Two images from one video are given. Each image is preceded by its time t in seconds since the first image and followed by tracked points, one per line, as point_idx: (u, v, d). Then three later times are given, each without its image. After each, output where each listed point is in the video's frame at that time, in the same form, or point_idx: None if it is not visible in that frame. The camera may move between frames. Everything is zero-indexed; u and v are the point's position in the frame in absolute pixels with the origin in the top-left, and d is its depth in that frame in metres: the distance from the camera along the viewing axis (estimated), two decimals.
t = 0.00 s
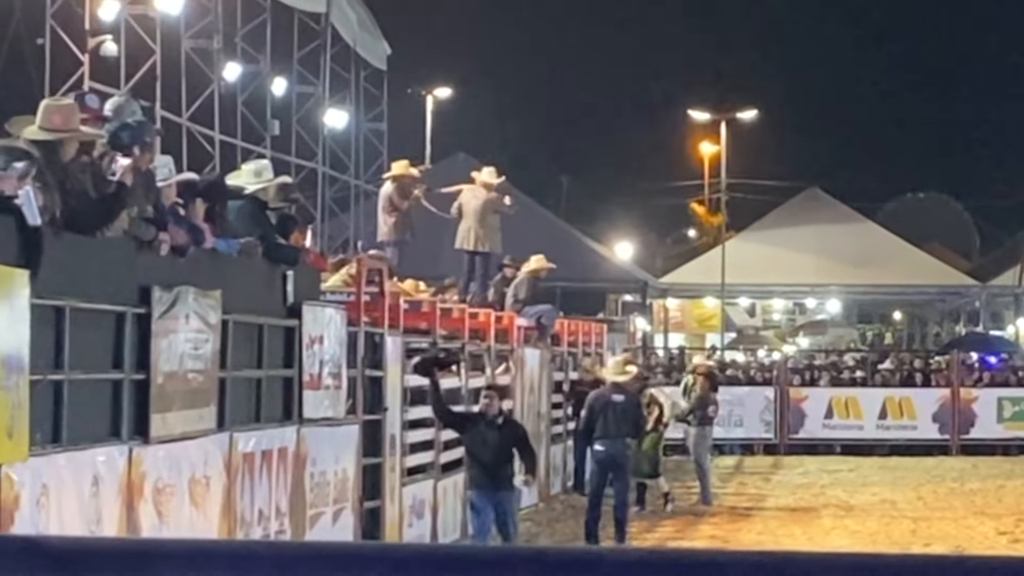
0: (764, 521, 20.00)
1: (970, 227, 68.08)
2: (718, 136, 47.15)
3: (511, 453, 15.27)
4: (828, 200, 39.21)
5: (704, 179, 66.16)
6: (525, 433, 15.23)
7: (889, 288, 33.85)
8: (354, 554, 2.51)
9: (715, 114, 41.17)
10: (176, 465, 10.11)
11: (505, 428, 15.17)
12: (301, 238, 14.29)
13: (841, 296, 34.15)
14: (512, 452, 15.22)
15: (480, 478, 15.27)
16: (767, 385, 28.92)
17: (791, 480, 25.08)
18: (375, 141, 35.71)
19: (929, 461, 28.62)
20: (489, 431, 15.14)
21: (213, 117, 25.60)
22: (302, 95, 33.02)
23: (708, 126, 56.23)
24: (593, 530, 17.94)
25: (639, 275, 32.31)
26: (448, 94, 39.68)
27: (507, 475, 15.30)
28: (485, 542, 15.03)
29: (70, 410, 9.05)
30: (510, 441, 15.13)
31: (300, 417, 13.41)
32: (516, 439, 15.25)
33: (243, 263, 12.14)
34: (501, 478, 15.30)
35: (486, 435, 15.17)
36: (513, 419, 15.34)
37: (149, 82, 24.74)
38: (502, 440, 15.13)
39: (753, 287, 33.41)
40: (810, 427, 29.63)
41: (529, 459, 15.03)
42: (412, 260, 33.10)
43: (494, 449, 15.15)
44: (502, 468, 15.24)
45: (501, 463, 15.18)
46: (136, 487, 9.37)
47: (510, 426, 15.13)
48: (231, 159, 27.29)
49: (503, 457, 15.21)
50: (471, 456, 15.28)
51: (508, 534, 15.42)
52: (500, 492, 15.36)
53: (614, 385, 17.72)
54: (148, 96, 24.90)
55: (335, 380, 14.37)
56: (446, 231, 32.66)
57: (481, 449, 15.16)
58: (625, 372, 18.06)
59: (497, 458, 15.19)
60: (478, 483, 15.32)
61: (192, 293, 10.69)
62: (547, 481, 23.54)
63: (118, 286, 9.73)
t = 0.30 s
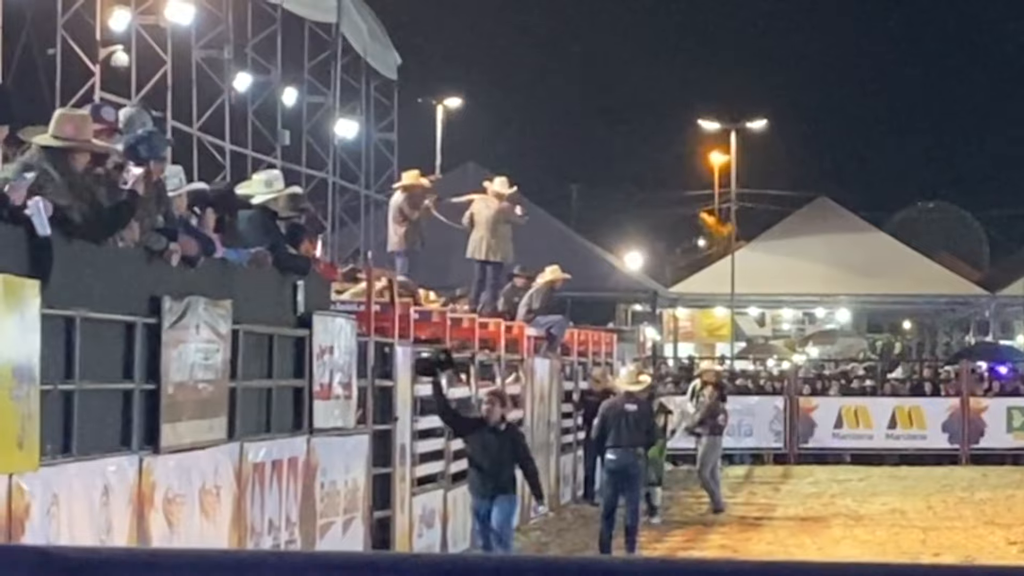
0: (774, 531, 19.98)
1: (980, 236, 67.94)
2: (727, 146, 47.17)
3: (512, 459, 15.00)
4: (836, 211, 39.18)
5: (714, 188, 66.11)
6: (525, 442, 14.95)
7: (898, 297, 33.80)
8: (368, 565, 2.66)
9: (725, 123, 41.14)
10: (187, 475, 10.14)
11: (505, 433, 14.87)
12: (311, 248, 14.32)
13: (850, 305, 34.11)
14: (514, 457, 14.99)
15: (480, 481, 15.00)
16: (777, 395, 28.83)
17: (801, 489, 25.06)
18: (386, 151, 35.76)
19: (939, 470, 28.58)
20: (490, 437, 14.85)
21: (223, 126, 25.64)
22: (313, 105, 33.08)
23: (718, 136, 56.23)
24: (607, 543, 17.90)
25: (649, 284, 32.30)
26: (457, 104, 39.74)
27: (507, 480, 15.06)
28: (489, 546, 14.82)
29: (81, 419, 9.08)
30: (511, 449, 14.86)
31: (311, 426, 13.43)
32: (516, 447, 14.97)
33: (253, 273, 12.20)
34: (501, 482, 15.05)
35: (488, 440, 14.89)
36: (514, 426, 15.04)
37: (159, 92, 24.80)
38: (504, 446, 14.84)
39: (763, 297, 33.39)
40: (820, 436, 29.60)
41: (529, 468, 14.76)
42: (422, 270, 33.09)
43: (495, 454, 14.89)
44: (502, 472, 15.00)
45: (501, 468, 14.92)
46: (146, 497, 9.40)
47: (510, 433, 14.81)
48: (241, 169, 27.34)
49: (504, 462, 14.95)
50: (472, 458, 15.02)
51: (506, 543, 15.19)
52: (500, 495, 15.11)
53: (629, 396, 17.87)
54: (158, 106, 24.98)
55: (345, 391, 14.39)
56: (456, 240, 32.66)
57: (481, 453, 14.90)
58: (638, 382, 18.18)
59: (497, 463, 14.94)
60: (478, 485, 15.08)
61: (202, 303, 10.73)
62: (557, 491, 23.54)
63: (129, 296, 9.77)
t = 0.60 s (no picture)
0: (784, 540, 19.97)
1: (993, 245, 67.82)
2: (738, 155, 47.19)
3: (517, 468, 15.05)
4: (847, 220, 39.18)
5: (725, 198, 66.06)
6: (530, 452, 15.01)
7: (909, 306, 33.77)
8: None
9: (736, 133, 41.14)
10: (198, 484, 10.19)
11: (511, 441, 14.92)
12: (323, 258, 14.35)
13: (860, 315, 34.08)
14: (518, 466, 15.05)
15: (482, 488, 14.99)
16: (787, 404, 28.73)
17: (812, 498, 25.03)
18: (397, 161, 35.80)
19: (950, 479, 28.56)
20: (497, 443, 14.88)
21: (234, 136, 25.68)
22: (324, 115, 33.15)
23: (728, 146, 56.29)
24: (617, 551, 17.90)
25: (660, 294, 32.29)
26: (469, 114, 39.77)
27: (510, 487, 15.07)
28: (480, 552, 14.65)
29: (92, 429, 9.11)
30: (516, 457, 14.92)
31: (322, 435, 13.47)
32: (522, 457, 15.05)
33: (265, 282, 12.25)
34: (503, 490, 15.06)
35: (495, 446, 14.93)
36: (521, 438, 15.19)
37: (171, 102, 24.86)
38: (510, 453, 14.90)
39: (773, 306, 33.39)
40: (830, 445, 29.59)
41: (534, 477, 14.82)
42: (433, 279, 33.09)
43: (499, 460, 14.94)
44: (504, 478, 15.00)
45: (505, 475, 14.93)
46: (158, 506, 9.44)
47: (515, 440, 14.87)
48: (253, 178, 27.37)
49: (508, 470, 15.00)
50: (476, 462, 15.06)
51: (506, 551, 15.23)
52: (500, 504, 15.08)
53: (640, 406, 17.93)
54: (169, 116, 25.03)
55: (356, 400, 14.43)
56: (468, 249, 32.67)
57: (486, 458, 14.97)
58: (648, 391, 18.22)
59: (500, 469, 14.96)
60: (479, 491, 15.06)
61: (214, 312, 10.77)
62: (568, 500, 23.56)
63: (141, 306, 9.80)
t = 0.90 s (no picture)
0: (795, 548, 19.96)
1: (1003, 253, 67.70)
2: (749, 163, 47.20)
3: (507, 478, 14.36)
4: (858, 227, 39.15)
5: (735, 206, 66.00)
6: (523, 463, 14.29)
7: (920, 314, 33.73)
8: None
9: (746, 141, 41.11)
10: (209, 492, 10.22)
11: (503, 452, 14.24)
12: (334, 266, 14.39)
13: (871, 323, 34.04)
14: (507, 477, 14.35)
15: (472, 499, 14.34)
16: (798, 411, 28.70)
17: (823, 506, 24.98)
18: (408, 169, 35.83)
19: (961, 487, 28.53)
20: (488, 454, 14.25)
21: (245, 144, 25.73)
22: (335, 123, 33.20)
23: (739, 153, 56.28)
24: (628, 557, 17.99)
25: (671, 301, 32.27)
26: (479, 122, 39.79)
27: (503, 499, 14.38)
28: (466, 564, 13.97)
29: (104, 437, 9.14)
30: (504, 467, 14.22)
31: (333, 444, 13.49)
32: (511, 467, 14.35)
33: (276, 291, 12.29)
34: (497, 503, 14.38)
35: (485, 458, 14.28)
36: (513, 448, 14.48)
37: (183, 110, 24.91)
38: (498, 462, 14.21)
39: (784, 313, 33.36)
40: (841, 453, 29.56)
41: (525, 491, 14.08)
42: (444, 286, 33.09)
43: (489, 471, 14.31)
44: (496, 490, 14.34)
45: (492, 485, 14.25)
46: (169, 513, 9.47)
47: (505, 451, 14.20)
48: (263, 187, 27.41)
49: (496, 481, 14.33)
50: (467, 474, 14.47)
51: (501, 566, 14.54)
52: (494, 517, 14.44)
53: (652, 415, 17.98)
54: (180, 125, 25.09)
55: (367, 408, 14.45)
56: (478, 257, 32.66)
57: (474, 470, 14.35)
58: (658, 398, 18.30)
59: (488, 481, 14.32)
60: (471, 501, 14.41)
61: (225, 320, 10.80)
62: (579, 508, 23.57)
63: (152, 314, 9.83)
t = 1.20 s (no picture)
0: (804, 555, 19.98)
1: (1012, 260, 67.64)
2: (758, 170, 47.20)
3: (497, 482, 14.25)
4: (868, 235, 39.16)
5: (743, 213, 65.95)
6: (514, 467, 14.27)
7: (930, 321, 33.72)
8: None
9: (755, 148, 41.11)
10: (219, 499, 10.26)
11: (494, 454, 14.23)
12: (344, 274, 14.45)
13: (881, 330, 34.03)
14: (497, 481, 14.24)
15: (461, 498, 14.14)
16: (807, 418, 28.68)
17: (832, 513, 24.95)
18: (418, 176, 35.87)
19: (970, 494, 28.50)
20: (479, 455, 14.21)
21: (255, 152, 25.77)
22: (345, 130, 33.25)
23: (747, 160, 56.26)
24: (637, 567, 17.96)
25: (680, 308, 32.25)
26: (488, 129, 39.83)
27: (490, 501, 14.21)
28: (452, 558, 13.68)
29: (115, 445, 9.18)
30: (497, 468, 14.13)
31: (342, 451, 13.52)
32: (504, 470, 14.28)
33: (287, 298, 12.34)
34: (483, 505, 14.18)
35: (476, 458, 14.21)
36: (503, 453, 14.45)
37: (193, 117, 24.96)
38: (491, 464, 14.12)
39: (793, 320, 33.35)
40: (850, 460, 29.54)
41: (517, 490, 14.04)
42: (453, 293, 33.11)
43: (478, 472, 14.18)
44: (484, 491, 14.17)
45: (483, 485, 14.10)
46: (179, 520, 9.51)
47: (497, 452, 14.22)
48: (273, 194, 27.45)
49: (487, 483, 14.19)
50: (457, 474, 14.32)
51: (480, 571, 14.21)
52: (479, 519, 14.21)
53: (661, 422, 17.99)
54: (190, 133, 25.14)
55: (377, 415, 14.47)
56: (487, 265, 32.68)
57: (465, 470, 14.22)
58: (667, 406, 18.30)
59: (479, 481, 14.18)
60: (461, 501, 14.21)
61: (235, 327, 10.84)
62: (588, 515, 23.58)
63: (162, 321, 9.87)
